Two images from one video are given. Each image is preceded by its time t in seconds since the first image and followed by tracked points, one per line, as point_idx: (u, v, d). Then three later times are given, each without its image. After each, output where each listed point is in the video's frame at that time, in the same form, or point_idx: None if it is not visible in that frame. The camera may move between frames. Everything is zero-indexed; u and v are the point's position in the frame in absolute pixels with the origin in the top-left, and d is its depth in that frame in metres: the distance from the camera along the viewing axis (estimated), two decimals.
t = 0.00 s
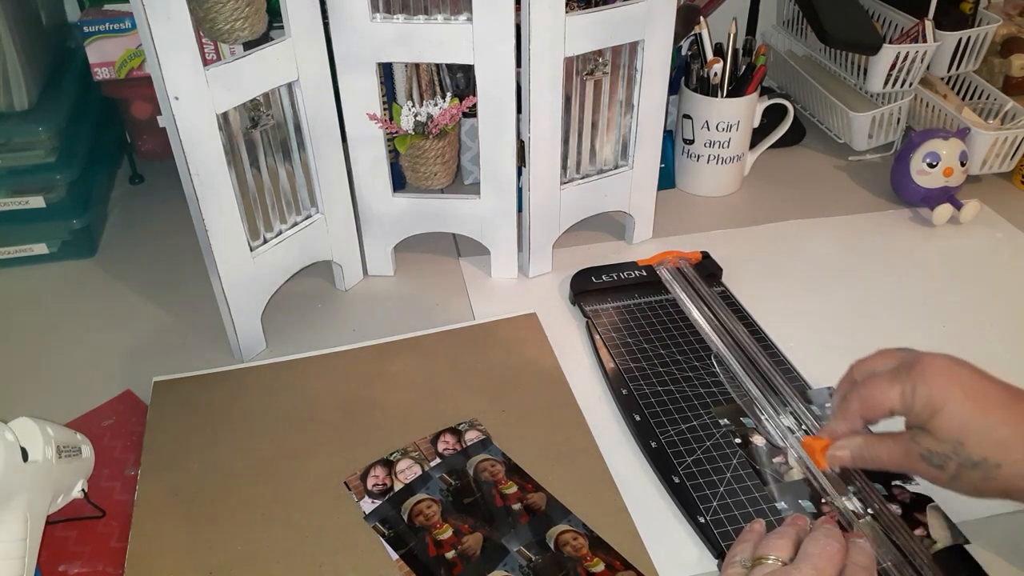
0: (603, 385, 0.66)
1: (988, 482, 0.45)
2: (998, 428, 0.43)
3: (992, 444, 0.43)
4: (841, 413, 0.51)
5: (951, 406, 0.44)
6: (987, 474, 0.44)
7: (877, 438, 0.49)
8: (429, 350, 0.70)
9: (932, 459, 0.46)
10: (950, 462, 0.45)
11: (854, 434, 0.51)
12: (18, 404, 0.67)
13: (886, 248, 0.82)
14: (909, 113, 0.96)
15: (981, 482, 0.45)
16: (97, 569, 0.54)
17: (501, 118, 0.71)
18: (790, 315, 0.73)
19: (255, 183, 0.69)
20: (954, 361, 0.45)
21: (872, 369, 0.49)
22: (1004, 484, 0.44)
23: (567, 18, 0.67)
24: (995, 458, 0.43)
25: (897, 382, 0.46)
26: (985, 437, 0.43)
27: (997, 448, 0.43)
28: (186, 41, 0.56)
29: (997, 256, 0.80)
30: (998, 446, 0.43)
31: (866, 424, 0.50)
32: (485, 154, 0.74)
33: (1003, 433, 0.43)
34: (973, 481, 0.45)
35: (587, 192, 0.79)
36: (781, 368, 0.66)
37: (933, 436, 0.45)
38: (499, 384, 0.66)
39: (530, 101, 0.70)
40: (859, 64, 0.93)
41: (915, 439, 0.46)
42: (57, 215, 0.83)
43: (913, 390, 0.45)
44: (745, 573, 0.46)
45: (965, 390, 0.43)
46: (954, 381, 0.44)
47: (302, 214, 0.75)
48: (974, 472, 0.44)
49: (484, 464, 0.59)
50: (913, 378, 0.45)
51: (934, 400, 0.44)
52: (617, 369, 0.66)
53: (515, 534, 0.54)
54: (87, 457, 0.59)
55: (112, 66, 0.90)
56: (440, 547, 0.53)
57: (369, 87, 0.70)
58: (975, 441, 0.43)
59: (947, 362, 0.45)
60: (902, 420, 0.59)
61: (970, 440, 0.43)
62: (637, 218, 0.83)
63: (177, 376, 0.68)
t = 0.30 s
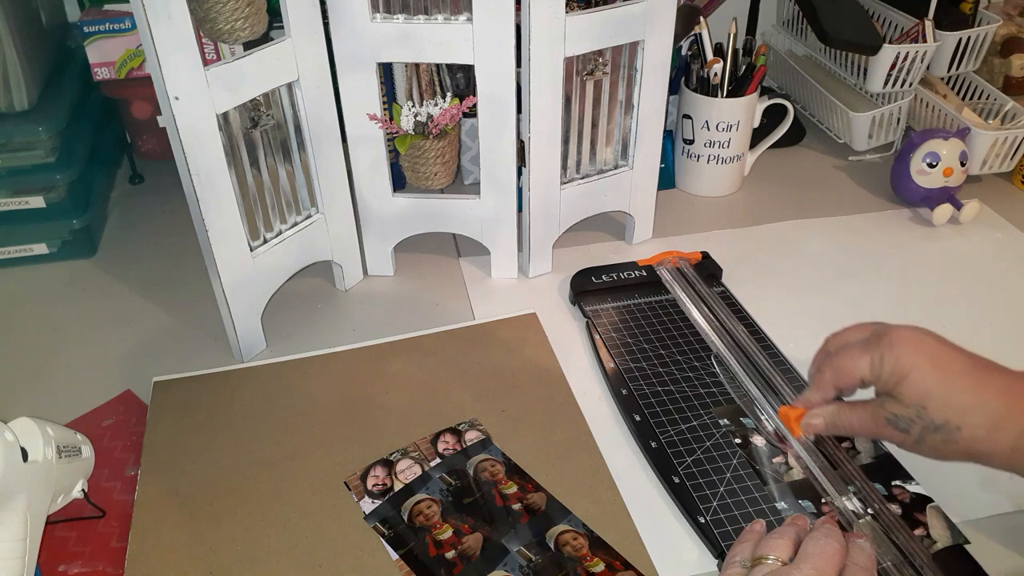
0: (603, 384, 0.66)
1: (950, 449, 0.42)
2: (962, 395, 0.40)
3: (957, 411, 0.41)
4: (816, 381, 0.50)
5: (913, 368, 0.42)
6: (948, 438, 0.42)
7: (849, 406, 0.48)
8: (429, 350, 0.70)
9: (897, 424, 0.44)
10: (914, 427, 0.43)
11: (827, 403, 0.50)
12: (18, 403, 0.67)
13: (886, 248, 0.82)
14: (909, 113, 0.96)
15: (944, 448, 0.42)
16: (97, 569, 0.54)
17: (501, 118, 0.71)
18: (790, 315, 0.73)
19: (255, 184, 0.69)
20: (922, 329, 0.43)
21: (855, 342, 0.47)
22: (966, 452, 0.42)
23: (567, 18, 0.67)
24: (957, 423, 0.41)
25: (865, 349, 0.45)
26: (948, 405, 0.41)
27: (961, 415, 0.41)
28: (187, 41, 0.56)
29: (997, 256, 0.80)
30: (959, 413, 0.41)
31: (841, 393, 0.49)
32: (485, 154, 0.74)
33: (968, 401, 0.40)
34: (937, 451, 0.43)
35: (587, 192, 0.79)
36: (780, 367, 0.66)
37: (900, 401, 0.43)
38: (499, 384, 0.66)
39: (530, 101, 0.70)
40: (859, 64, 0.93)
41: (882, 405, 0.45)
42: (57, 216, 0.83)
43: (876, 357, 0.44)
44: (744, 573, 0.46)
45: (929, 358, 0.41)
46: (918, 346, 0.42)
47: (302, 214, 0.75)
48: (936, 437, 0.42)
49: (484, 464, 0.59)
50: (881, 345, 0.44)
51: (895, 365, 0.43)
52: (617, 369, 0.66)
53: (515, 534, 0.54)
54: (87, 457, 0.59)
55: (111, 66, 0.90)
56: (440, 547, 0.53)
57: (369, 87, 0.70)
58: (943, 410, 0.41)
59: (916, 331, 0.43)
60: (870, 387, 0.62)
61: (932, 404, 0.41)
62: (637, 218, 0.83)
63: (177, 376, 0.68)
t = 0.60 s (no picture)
0: (603, 385, 0.66)
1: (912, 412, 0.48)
2: (927, 360, 0.45)
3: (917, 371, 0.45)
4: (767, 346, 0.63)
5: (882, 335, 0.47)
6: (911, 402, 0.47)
7: (822, 375, 0.53)
8: (429, 350, 0.70)
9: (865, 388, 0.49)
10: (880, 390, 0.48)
11: (801, 371, 0.56)
12: (19, 403, 0.67)
13: (886, 248, 0.82)
14: (909, 113, 0.97)
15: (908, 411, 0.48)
16: (97, 569, 0.54)
17: (501, 118, 0.71)
18: (790, 315, 0.73)
19: (255, 184, 0.69)
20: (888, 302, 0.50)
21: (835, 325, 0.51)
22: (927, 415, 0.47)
23: (567, 18, 0.67)
24: (920, 387, 0.46)
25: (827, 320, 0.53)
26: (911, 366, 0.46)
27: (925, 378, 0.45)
28: (187, 41, 0.56)
29: (997, 256, 0.80)
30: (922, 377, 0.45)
31: (811, 362, 0.55)
32: (485, 154, 0.74)
33: (933, 365, 0.45)
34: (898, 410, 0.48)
35: (587, 192, 0.79)
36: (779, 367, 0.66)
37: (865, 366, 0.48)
38: (499, 384, 0.66)
39: (530, 101, 0.70)
40: (859, 64, 0.93)
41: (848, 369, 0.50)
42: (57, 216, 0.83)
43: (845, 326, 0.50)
44: (744, 573, 0.46)
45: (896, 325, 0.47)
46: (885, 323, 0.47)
47: (302, 214, 0.75)
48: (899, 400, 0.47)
49: (484, 464, 0.59)
50: (851, 317, 0.50)
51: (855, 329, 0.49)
52: (617, 369, 0.66)
53: (515, 534, 0.54)
54: (87, 457, 0.59)
55: (111, 66, 0.90)
56: (440, 547, 0.53)
57: (369, 87, 0.70)
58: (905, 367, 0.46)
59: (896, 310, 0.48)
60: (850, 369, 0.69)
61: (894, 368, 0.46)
62: (637, 218, 0.83)
63: (177, 376, 0.68)
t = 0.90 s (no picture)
0: (603, 384, 0.66)
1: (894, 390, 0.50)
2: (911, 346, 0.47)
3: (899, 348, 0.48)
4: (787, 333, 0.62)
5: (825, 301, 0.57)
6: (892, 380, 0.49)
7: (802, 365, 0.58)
8: (429, 350, 0.70)
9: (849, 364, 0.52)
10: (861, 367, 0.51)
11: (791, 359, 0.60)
12: (18, 403, 0.67)
13: (886, 248, 0.82)
14: (909, 113, 0.97)
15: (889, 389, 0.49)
16: (96, 569, 0.54)
17: (502, 118, 0.71)
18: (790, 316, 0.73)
19: (255, 183, 0.69)
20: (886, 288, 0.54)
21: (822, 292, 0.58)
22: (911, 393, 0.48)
23: (567, 18, 0.67)
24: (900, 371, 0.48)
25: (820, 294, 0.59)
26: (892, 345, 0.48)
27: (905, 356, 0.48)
28: (187, 40, 0.56)
29: (997, 256, 0.80)
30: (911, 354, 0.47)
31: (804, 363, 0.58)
32: (485, 154, 0.74)
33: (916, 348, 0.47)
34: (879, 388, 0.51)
35: (587, 192, 0.79)
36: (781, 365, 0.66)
37: (851, 345, 0.52)
38: (499, 383, 0.66)
39: (530, 101, 0.70)
40: (859, 63, 0.93)
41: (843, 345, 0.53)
42: (57, 216, 0.83)
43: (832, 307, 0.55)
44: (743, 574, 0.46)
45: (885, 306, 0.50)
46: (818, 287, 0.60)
47: (302, 214, 0.75)
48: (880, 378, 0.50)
49: (484, 463, 0.59)
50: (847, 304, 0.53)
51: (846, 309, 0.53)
52: (617, 368, 0.66)
53: (515, 533, 0.54)
54: (87, 457, 0.59)
55: (112, 66, 0.90)
56: (440, 547, 0.53)
57: (369, 87, 0.70)
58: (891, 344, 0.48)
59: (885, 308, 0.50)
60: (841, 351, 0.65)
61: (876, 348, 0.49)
62: (637, 218, 0.83)
63: (177, 376, 0.68)
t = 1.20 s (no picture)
0: (603, 384, 0.66)
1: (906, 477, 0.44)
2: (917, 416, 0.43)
3: (911, 429, 0.43)
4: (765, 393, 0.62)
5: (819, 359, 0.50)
6: (902, 466, 0.43)
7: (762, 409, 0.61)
8: (428, 350, 0.70)
9: (852, 450, 0.47)
10: (867, 452, 0.45)
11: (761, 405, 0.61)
12: (18, 403, 0.67)
13: (886, 247, 0.82)
14: (909, 113, 0.96)
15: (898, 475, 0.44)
16: (96, 569, 0.54)
17: (502, 118, 0.71)
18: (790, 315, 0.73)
19: (255, 183, 0.69)
20: (892, 348, 0.47)
21: (828, 353, 0.49)
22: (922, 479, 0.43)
23: (567, 18, 0.67)
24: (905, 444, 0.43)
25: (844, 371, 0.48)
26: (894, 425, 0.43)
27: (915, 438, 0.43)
28: (187, 40, 0.56)
29: (998, 256, 0.80)
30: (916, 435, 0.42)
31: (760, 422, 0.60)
32: (485, 154, 0.74)
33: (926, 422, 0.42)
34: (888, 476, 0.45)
35: (587, 192, 0.79)
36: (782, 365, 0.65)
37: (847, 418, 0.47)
38: (499, 383, 0.66)
39: (531, 101, 0.70)
40: (859, 63, 0.93)
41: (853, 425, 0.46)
42: (57, 216, 0.83)
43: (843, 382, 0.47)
44: None
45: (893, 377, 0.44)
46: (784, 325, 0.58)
47: (302, 214, 0.75)
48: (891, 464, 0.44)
49: (484, 463, 0.59)
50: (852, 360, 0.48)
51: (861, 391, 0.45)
52: (617, 368, 0.66)
53: (515, 533, 0.54)
54: (87, 457, 0.59)
55: (112, 66, 0.90)
56: (440, 547, 0.53)
57: (369, 87, 0.70)
58: (900, 426, 0.43)
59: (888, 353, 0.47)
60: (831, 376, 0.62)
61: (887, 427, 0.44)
62: (637, 218, 0.83)
63: (177, 376, 0.68)
